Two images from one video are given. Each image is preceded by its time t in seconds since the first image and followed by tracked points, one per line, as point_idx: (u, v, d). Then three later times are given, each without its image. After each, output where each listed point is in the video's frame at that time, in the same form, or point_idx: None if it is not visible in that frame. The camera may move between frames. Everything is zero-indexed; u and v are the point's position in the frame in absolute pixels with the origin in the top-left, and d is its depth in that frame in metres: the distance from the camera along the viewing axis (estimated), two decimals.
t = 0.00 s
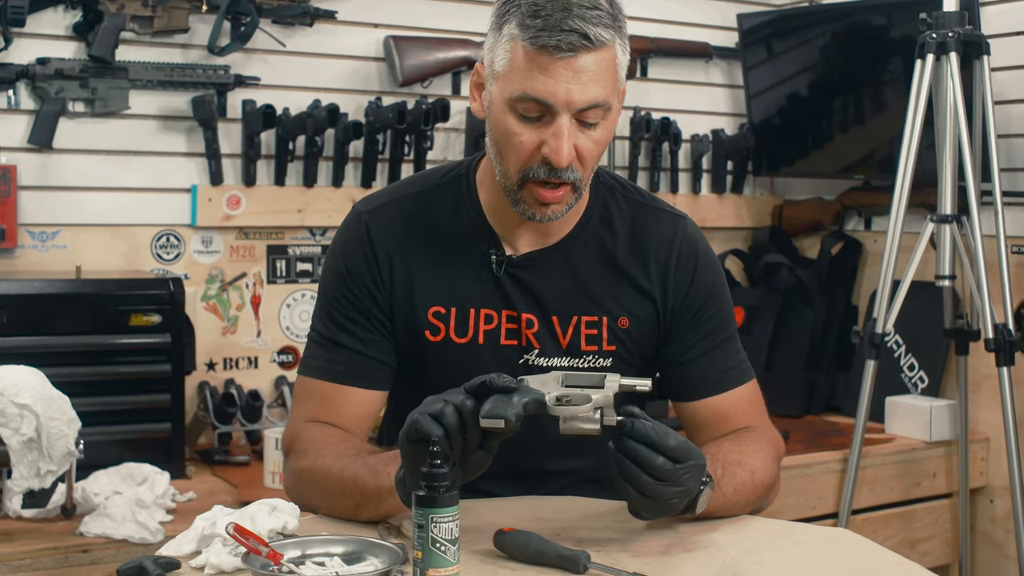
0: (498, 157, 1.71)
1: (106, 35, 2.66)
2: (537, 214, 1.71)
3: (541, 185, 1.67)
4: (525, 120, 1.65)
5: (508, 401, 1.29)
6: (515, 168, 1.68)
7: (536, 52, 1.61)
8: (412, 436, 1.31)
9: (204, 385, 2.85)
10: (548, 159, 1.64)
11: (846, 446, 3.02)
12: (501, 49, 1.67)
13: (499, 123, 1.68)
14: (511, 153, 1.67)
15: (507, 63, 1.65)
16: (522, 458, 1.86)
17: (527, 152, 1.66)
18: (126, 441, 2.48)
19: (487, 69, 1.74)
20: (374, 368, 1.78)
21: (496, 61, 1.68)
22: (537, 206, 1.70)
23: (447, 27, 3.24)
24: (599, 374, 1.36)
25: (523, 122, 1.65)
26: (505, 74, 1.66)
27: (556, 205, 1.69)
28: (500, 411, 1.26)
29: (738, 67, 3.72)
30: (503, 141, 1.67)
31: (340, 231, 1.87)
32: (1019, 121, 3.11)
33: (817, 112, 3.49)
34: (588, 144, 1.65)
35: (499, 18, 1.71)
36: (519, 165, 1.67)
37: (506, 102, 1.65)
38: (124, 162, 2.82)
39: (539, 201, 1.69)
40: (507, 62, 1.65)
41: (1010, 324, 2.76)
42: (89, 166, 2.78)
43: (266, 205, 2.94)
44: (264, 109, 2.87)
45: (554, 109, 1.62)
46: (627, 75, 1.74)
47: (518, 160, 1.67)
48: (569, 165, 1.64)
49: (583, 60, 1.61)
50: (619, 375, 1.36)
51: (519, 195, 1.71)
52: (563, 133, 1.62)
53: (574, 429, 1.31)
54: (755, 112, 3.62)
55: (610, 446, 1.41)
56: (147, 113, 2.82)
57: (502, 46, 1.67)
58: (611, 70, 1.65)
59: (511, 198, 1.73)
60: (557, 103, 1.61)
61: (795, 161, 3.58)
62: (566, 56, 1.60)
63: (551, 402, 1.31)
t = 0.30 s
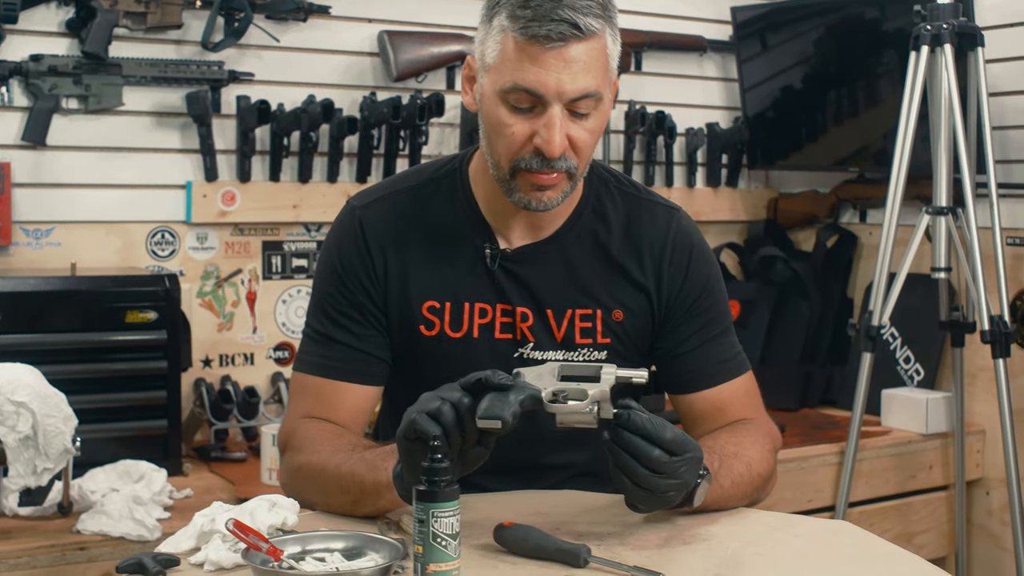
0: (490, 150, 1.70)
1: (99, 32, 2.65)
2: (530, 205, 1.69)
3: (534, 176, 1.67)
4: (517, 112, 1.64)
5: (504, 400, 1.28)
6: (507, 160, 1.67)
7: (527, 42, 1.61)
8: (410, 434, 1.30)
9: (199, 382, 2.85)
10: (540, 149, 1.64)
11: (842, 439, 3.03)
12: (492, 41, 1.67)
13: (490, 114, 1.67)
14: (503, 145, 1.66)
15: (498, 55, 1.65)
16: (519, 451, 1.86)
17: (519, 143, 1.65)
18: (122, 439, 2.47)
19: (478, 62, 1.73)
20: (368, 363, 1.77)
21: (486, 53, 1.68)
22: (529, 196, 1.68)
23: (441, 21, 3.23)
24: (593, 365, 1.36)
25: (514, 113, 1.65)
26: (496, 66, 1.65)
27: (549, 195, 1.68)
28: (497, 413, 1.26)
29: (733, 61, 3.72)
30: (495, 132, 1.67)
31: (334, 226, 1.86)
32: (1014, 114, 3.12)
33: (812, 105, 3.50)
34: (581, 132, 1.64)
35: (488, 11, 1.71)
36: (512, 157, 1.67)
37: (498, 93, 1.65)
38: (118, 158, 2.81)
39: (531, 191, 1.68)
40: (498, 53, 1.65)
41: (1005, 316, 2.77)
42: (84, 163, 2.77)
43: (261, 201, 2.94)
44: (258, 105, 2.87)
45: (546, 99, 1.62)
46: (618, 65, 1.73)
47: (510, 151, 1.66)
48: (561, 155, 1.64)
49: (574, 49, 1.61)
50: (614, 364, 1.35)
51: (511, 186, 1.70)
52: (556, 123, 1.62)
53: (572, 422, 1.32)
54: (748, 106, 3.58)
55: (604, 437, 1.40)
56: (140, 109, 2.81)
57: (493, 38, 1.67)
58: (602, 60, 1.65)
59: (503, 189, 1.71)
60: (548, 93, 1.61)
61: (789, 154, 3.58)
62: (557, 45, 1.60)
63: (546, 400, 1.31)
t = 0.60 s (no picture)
0: (465, 143, 1.68)
1: (80, 26, 2.63)
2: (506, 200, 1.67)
3: (509, 169, 1.64)
4: (491, 103, 1.62)
5: (482, 405, 1.25)
6: (482, 153, 1.65)
7: (500, 32, 1.59)
8: (389, 441, 1.28)
9: (183, 379, 2.82)
10: (515, 141, 1.62)
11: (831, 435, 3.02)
12: (466, 32, 1.65)
13: (464, 107, 1.65)
14: (477, 137, 1.64)
15: (471, 46, 1.63)
16: (500, 449, 1.84)
17: (493, 136, 1.63)
18: (102, 436, 2.45)
19: (453, 55, 1.71)
20: (345, 361, 1.75)
21: (461, 45, 1.66)
22: (504, 191, 1.66)
23: (426, 15, 3.21)
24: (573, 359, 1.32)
25: (489, 105, 1.63)
26: (470, 58, 1.63)
27: (525, 189, 1.65)
28: (473, 420, 1.23)
29: (720, 55, 3.70)
30: (469, 125, 1.65)
31: (309, 222, 1.84)
32: (1002, 108, 3.10)
33: (800, 99, 3.48)
34: (556, 124, 1.62)
35: (463, 3, 1.69)
36: (486, 150, 1.64)
37: (472, 84, 1.63)
38: (100, 154, 2.78)
39: (506, 185, 1.65)
40: (472, 44, 1.63)
41: (994, 311, 2.75)
42: (65, 158, 2.74)
43: (245, 197, 2.91)
44: (241, 99, 2.84)
45: (520, 90, 1.59)
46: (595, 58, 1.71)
47: (484, 144, 1.64)
48: (536, 147, 1.61)
49: (548, 39, 1.59)
50: (595, 359, 1.31)
51: (486, 180, 1.67)
52: (529, 114, 1.60)
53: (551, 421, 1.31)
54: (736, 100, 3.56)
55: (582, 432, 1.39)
56: (122, 104, 2.78)
57: (467, 29, 1.65)
58: (577, 51, 1.63)
59: (478, 184, 1.69)
60: (522, 84, 1.59)
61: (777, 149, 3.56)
62: (530, 34, 1.58)
63: (524, 403, 1.30)
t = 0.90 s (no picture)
0: (448, 132, 1.63)
1: (69, 21, 2.58)
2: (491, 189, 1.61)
3: (493, 157, 1.59)
4: (475, 90, 1.58)
5: (461, 414, 1.21)
6: (465, 141, 1.60)
7: (483, 15, 1.55)
8: (364, 451, 1.24)
9: (173, 379, 2.78)
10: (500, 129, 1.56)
11: (834, 437, 2.96)
12: (449, 19, 1.61)
13: (447, 94, 1.60)
14: (460, 125, 1.59)
15: (455, 32, 1.59)
16: (486, 451, 1.80)
17: (476, 123, 1.58)
18: (89, 437, 2.40)
19: (435, 44, 1.67)
20: (326, 361, 1.70)
21: (443, 31, 1.62)
22: (490, 181, 1.60)
23: (423, 10, 3.16)
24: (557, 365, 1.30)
25: (472, 92, 1.58)
26: (453, 44, 1.59)
27: (510, 179, 1.60)
28: (452, 430, 1.19)
29: (722, 51, 3.64)
30: (452, 113, 1.60)
31: (290, 219, 1.80)
32: (1009, 104, 3.05)
33: (803, 95, 3.43)
34: (541, 112, 1.57)
35: None
36: (470, 138, 1.59)
37: (455, 70, 1.58)
38: (89, 150, 2.74)
39: (491, 175, 1.60)
40: (455, 30, 1.59)
41: (1000, 310, 2.70)
42: (54, 155, 2.70)
43: (237, 194, 2.87)
44: (233, 95, 2.80)
45: (504, 75, 1.55)
46: (581, 47, 1.68)
47: (468, 132, 1.59)
48: (521, 135, 1.56)
49: (532, 23, 1.55)
50: (579, 365, 1.29)
51: (470, 171, 1.62)
52: (514, 100, 1.55)
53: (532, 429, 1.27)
54: (739, 96, 3.50)
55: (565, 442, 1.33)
56: (113, 100, 2.74)
57: (450, 15, 1.61)
58: (562, 37, 1.59)
59: (462, 174, 1.63)
60: (507, 68, 1.54)
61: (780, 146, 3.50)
62: (514, 17, 1.54)
63: (505, 410, 1.26)
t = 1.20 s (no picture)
0: (436, 98, 1.57)
1: None
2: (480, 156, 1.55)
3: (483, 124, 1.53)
4: (463, 53, 1.52)
5: (446, 399, 1.15)
6: (453, 107, 1.54)
7: None
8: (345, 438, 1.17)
9: (174, 362, 2.73)
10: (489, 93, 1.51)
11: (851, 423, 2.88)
12: None
13: (435, 57, 1.54)
14: (448, 90, 1.53)
15: None
16: (482, 436, 1.75)
17: (465, 86, 1.52)
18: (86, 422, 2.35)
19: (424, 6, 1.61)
20: (314, 342, 1.64)
21: None
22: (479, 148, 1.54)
23: None
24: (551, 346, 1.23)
25: (461, 54, 1.52)
26: (442, 4, 1.53)
27: (501, 147, 1.54)
28: (437, 416, 1.13)
29: (738, 27, 3.54)
30: (440, 77, 1.54)
31: (276, 194, 1.74)
32: None
33: (821, 73, 3.36)
34: (533, 76, 1.52)
35: None
36: (458, 104, 1.53)
37: (443, 32, 1.52)
38: (87, 130, 2.68)
39: (480, 142, 1.54)
40: None
41: None
42: (50, 135, 2.64)
43: (238, 173, 2.80)
44: (232, 72, 2.73)
45: (494, 36, 1.49)
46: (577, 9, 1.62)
47: (456, 97, 1.53)
48: (511, 99, 1.50)
49: None
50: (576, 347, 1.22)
51: (459, 138, 1.56)
52: (504, 61, 1.49)
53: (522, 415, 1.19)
54: (756, 74, 3.42)
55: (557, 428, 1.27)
56: (110, 78, 2.68)
57: None
58: None
59: (451, 142, 1.57)
60: (496, 30, 1.48)
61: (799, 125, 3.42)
62: None
63: (494, 395, 1.18)
